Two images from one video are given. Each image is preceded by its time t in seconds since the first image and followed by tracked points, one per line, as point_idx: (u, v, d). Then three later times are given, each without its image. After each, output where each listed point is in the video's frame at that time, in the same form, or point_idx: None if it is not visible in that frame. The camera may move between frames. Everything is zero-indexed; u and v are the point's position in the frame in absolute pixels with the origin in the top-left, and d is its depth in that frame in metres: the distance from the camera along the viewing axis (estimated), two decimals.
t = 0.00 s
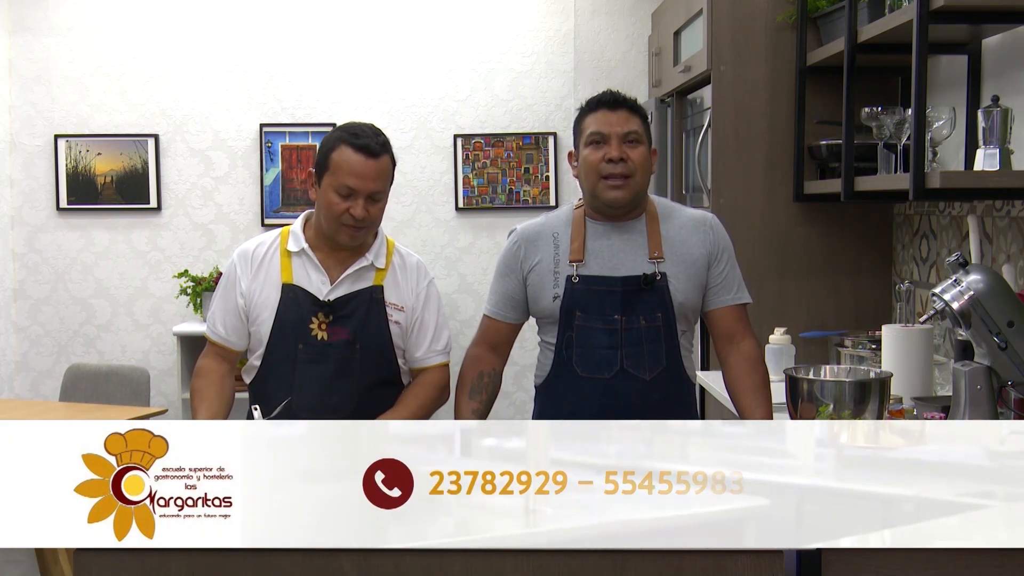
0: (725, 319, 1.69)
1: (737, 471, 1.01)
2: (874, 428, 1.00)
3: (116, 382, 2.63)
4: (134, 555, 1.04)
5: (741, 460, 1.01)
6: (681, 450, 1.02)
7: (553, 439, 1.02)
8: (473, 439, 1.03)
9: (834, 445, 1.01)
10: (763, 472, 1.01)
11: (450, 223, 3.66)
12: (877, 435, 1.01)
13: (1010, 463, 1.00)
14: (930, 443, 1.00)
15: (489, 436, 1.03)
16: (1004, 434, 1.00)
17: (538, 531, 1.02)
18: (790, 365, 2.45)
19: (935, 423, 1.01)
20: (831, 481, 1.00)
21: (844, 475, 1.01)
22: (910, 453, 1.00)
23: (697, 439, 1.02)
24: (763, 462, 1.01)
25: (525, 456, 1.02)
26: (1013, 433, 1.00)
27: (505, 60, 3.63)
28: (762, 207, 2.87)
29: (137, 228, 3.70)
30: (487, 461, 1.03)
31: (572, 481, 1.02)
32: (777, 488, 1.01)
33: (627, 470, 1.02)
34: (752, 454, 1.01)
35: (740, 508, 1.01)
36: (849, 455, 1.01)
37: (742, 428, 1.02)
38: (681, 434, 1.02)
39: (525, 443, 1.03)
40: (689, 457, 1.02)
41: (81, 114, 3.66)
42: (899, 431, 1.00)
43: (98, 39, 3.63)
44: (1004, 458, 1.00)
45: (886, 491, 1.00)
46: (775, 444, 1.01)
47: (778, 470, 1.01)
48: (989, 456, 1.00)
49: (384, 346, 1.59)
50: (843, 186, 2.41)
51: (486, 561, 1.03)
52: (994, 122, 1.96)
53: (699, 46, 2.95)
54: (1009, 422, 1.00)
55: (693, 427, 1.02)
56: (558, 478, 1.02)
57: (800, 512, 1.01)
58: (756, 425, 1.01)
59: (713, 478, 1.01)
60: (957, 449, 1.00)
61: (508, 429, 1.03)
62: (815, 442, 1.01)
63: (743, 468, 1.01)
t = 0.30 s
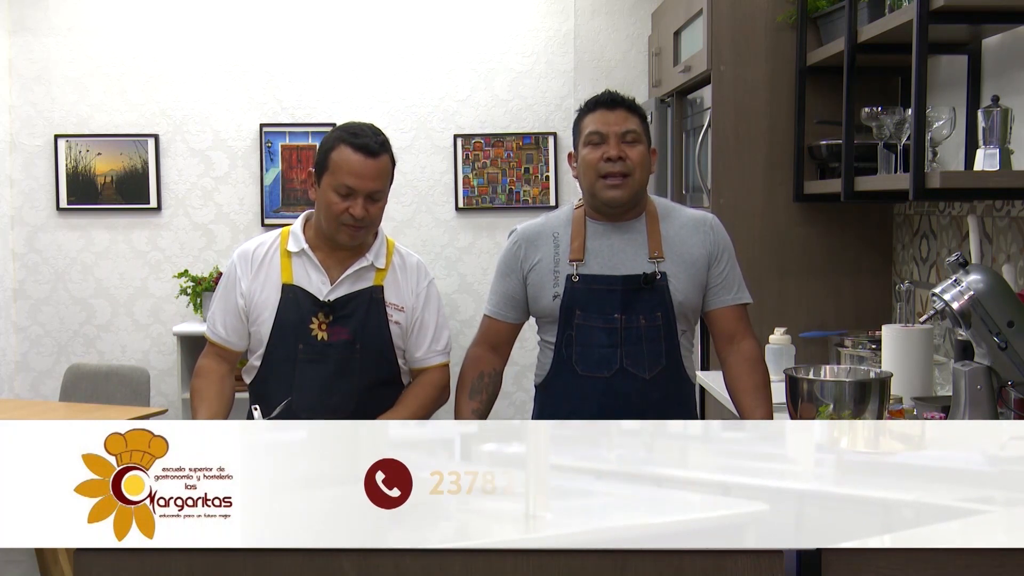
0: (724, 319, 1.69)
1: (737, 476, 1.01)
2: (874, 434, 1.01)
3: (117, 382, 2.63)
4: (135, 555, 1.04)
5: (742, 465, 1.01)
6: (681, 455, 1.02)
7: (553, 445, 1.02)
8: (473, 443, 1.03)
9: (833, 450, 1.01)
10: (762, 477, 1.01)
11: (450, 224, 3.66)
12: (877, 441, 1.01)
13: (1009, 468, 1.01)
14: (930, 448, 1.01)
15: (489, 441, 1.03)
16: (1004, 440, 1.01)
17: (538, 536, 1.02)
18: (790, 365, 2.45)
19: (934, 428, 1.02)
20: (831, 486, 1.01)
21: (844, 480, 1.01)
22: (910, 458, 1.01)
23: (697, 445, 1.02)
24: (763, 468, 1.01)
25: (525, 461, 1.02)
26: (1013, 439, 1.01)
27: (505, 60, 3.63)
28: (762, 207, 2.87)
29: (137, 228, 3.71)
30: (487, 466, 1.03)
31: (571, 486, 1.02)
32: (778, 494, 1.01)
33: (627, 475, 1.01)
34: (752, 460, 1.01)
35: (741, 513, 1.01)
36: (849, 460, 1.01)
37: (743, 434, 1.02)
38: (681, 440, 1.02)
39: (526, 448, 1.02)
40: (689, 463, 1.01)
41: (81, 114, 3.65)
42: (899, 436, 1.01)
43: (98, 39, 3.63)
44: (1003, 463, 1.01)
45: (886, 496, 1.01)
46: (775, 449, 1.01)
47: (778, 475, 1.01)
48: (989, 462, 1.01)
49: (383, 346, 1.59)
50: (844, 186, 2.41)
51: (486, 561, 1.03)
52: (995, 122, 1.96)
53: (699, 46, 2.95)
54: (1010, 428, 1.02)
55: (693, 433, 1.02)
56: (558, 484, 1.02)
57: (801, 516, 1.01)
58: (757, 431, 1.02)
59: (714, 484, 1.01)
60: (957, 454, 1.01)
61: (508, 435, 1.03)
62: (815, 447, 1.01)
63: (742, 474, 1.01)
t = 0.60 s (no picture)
0: (724, 318, 1.70)
1: (738, 480, 1.22)
2: (873, 440, 1.23)
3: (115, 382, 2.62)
4: (137, 553, 1.18)
5: (747, 472, 1.22)
6: (680, 460, 1.23)
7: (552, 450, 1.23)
8: (473, 447, 1.23)
9: (832, 455, 1.23)
10: (759, 482, 1.22)
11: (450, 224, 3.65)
12: (877, 446, 1.23)
13: (1009, 471, 1.23)
14: (927, 453, 1.23)
15: (490, 446, 1.23)
16: (1004, 446, 1.23)
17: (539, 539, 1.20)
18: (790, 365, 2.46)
19: (927, 435, 1.23)
20: (831, 491, 1.22)
21: (841, 484, 1.22)
22: (904, 461, 1.23)
23: (697, 452, 1.24)
24: (763, 472, 1.22)
25: (526, 467, 1.22)
26: (1012, 447, 1.23)
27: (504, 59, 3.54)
28: (762, 206, 2.87)
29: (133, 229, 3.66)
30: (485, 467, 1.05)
31: (573, 490, 1.21)
32: (776, 499, 1.21)
33: (627, 479, 1.22)
34: (751, 463, 1.23)
35: (740, 518, 1.21)
36: (847, 465, 1.23)
37: (742, 440, 1.24)
38: (681, 447, 1.24)
39: (525, 454, 1.22)
40: (689, 466, 1.23)
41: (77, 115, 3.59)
42: (897, 443, 1.23)
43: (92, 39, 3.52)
44: (1004, 468, 1.23)
45: (884, 502, 1.21)
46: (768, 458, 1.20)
47: (775, 479, 1.22)
48: (989, 467, 1.23)
49: (383, 344, 1.59)
50: (843, 186, 2.41)
51: (487, 562, 1.20)
52: (994, 122, 1.97)
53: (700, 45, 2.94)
54: (1007, 435, 1.23)
55: (694, 441, 1.24)
56: (559, 485, 1.21)
57: (800, 519, 1.21)
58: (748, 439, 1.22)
59: (714, 489, 1.22)
60: (953, 459, 1.23)
61: (509, 441, 1.23)
62: (814, 453, 1.23)
63: (739, 478, 1.22)
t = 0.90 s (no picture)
0: (725, 318, 1.69)
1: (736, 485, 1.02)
2: (874, 444, 1.01)
3: (116, 382, 2.63)
4: (137, 553, 1.04)
5: (741, 474, 1.02)
6: (681, 464, 1.02)
7: (553, 454, 1.03)
8: (473, 454, 1.03)
9: (833, 460, 1.02)
10: (762, 486, 1.02)
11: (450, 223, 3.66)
12: (877, 450, 1.02)
13: (1009, 479, 1.01)
14: (931, 458, 1.01)
15: (489, 451, 1.03)
16: (1004, 450, 1.01)
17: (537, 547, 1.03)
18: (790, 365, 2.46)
19: (933, 437, 1.01)
20: (831, 497, 1.02)
21: (845, 491, 1.02)
22: (910, 467, 1.01)
23: (696, 454, 1.02)
24: (763, 473, 1.02)
25: (524, 471, 1.02)
26: (1015, 449, 1.01)
27: (505, 60, 3.62)
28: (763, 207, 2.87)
29: (136, 228, 3.72)
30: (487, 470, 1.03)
31: (570, 497, 1.02)
32: (779, 505, 1.02)
33: (627, 486, 1.02)
34: (752, 469, 1.02)
35: (740, 523, 1.02)
36: (849, 471, 1.02)
37: (743, 444, 1.02)
38: (681, 450, 1.03)
39: (526, 459, 1.02)
40: (689, 471, 1.02)
41: (81, 114, 3.66)
42: (899, 447, 1.01)
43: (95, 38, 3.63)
44: (1004, 473, 1.01)
45: (887, 507, 1.02)
46: (775, 459, 1.02)
47: (777, 484, 1.02)
48: (990, 472, 1.01)
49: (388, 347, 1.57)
50: (843, 186, 2.41)
51: (484, 561, 1.04)
52: (994, 122, 1.96)
53: (699, 46, 2.95)
54: (1009, 437, 1.01)
55: (692, 441, 1.03)
56: (556, 496, 1.02)
57: (800, 527, 1.02)
58: (757, 441, 1.02)
59: (710, 494, 1.02)
60: (960, 464, 1.01)
61: (507, 445, 1.03)
62: (816, 459, 1.02)
63: (742, 485, 1.02)
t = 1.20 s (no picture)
0: (726, 318, 1.69)
1: (736, 490, 1.02)
2: (875, 449, 1.01)
3: (116, 382, 2.63)
4: (137, 553, 1.04)
5: (740, 479, 1.02)
6: (681, 470, 1.02)
7: (554, 458, 1.03)
8: (473, 460, 1.03)
9: (834, 465, 1.01)
10: (763, 491, 1.02)
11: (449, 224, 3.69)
12: (877, 455, 1.02)
13: (1009, 484, 1.02)
14: (929, 463, 1.01)
15: (489, 456, 1.03)
16: (1004, 455, 1.01)
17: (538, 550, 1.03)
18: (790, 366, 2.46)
19: (932, 442, 1.02)
20: (831, 502, 1.02)
21: (844, 495, 1.02)
22: (909, 473, 1.01)
23: (696, 459, 1.02)
24: (764, 478, 1.02)
25: (525, 477, 1.03)
26: (1013, 455, 1.01)
27: (505, 60, 3.60)
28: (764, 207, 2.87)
29: (136, 228, 3.74)
30: (486, 472, 1.03)
31: (571, 502, 1.02)
32: (777, 509, 1.02)
33: (627, 491, 1.03)
34: (752, 472, 1.02)
35: (739, 528, 1.03)
36: (849, 476, 1.01)
37: (743, 450, 1.02)
38: (682, 455, 1.02)
39: (526, 464, 1.03)
40: (689, 477, 1.02)
41: (81, 114, 3.67)
42: (899, 451, 1.01)
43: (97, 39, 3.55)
44: (1003, 479, 1.02)
45: (887, 513, 1.02)
46: (775, 464, 1.02)
47: (778, 489, 1.02)
48: (989, 478, 1.02)
49: (394, 353, 1.57)
50: (843, 186, 2.41)
51: (485, 561, 1.04)
52: (994, 122, 1.96)
53: (699, 46, 2.95)
54: (1010, 442, 1.01)
55: (692, 446, 1.02)
56: (557, 500, 1.02)
57: (800, 531, 1.02)
58: (757, 445, 1.02)
59: (712, 500, 1.02)
60: (956, 470, 1.01)
61: (507, 450, 1.03)
62: (815, 464, 1.02)
63: (742, 489, 1.02)
